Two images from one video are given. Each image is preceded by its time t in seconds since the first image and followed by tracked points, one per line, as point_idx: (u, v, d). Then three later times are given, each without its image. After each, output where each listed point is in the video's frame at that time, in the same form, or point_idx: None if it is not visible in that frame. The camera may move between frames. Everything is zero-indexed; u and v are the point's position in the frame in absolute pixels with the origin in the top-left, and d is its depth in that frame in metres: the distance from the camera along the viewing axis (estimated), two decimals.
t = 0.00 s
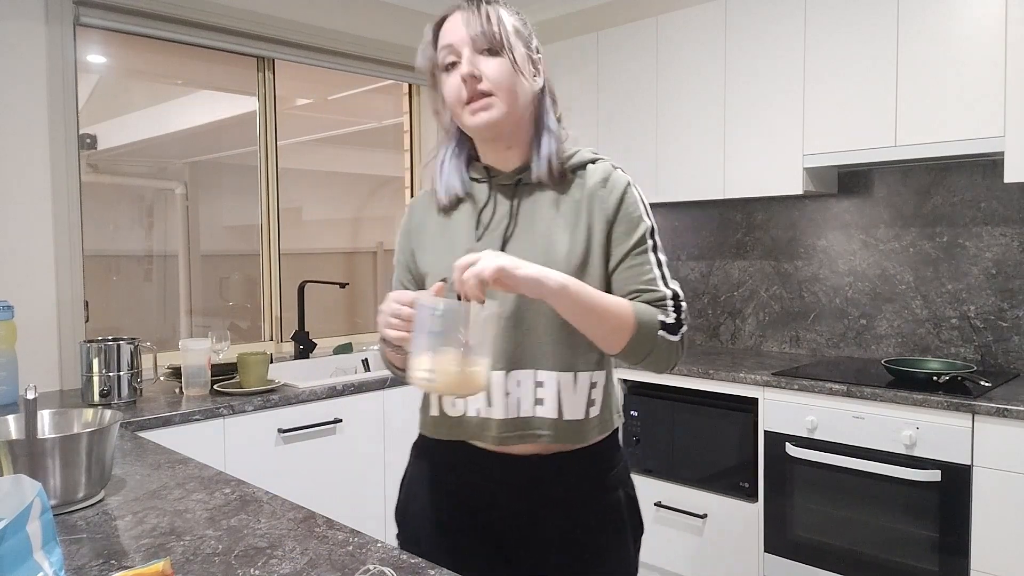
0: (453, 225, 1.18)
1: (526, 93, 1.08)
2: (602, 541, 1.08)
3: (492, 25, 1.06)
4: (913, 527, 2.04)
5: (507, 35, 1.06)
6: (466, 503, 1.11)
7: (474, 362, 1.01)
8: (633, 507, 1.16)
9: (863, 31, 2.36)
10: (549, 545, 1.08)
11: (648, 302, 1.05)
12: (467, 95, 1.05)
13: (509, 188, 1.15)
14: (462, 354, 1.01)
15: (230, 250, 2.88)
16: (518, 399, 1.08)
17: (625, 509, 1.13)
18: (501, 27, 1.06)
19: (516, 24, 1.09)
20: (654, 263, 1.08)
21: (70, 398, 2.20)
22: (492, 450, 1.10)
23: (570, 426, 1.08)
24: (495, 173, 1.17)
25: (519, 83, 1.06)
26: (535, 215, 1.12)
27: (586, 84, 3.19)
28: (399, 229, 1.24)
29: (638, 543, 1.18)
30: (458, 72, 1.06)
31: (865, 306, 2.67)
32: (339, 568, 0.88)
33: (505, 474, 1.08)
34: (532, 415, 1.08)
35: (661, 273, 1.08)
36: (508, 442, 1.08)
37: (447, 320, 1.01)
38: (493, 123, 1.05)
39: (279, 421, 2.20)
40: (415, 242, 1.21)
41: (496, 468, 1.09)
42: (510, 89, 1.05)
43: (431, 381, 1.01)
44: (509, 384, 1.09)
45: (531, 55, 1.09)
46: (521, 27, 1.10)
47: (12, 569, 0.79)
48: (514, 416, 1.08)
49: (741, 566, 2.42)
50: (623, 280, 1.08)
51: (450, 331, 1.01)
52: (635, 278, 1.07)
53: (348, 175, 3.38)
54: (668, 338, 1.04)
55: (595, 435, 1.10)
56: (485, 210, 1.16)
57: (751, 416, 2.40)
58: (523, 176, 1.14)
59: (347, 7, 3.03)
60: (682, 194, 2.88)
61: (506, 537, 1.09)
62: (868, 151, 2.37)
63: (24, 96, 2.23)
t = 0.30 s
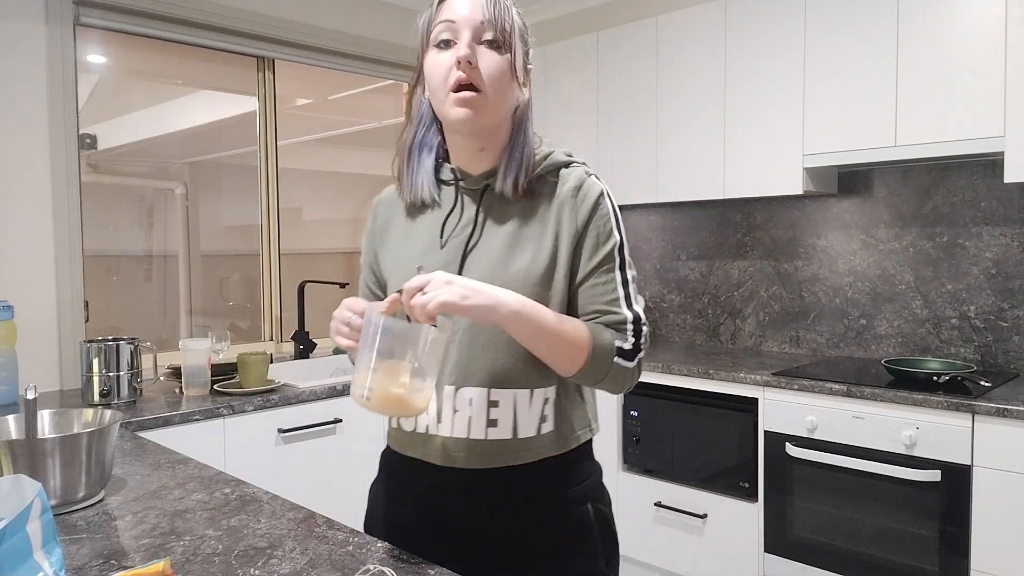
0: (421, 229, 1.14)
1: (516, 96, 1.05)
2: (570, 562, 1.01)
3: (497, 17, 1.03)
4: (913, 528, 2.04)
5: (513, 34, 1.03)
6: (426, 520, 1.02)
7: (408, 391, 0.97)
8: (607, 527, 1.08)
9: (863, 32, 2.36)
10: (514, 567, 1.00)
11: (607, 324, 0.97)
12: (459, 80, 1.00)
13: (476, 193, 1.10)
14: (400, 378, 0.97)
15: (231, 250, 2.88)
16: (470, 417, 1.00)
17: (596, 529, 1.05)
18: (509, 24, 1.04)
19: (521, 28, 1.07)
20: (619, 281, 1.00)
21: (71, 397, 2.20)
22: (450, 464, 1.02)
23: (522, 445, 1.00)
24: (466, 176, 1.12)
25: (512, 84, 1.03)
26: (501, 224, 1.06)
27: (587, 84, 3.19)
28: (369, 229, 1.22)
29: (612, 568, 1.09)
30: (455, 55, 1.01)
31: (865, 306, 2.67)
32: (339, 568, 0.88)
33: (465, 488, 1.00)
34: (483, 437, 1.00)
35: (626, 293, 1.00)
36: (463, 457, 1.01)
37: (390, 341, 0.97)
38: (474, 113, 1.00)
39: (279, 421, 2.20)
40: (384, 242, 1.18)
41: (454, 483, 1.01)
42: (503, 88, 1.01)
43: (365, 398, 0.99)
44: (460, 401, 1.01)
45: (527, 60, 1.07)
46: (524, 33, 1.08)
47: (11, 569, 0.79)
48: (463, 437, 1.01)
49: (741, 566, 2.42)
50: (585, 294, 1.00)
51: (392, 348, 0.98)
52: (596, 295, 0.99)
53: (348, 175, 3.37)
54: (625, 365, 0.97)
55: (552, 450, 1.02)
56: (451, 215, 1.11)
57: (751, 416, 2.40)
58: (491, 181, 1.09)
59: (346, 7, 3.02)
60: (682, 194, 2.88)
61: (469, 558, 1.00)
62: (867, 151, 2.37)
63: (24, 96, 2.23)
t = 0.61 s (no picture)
0: (410, 225, 1.14)
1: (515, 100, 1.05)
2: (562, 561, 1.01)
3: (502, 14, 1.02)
4: (913, 527, 2.04)
5: (521, 37, 1.03)
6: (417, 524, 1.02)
7: (400, 403, 0.92)
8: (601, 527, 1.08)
9: (863, 31, 2.36)
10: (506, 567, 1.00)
11: (598, 328, 0.98)
12: (461, 78, 0.99)
13: (467, 190, 1.10)
14: (391, 389, 0.92)
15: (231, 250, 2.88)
16: (460, 418, 1.01)
17: (589, 530, 1.05)
18: (518, 26, 1.03)
19: (529, 31, 1.06)
20: (610, 287, 1.00)
21: (71, 398, 2.20)
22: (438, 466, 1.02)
23: (510, 450, 1.00)
24: (458, 172, 1.12)
25: (511, 83, 1.02)
26: (491, 222, 1.06)
27: (587, 84, 3.19)
28: (358, 224, 1.23)
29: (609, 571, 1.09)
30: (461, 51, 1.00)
31: (865, 306, 2.67)
32: (339, 568, 0.88)
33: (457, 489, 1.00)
34: (472, 440, 1.00)
35: (618, 297, 1.01)
36: (453, 459, 1.01)
37: (376, 351, 0.93)
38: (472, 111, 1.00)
39: (279, 421, 2.20)
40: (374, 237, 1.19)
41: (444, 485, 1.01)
42: (504, 92, 1.01)
43: (359, 413, 0.95)
44: (450, 404, 1.02)
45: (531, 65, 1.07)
46: (531, 37, 1.08)
47: (11, 569, 0.79)
48: (452, 439, 1.01)
49: (741, 566, 2.42)
50: (577, 298, 1.01)
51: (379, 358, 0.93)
52: (587, 298, 1.00)
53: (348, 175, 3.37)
54: (614, 371, 0.97)
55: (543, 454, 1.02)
56: (442, 212, 1.11)
57: (751, 416, 2.40)
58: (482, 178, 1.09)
59: (346, 7, 3.02)
60: (682, 194, 2.88)
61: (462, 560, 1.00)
62: (868, 151, 2.37)
63: (24, 95, 2.23)
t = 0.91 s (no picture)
0: (409, 229, 1.15)
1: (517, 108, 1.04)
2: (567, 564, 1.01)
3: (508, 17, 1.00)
4: (913, 527, 2.04)
5: (531, 44, 1.02)
6: (421, 524, 1.02)
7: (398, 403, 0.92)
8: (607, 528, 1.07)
9: (864, 31, 2.36)
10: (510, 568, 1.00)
11: (599, 327, 0.98)
12: (460, 81, 0.98)
13: (466, 191, 1.10)
14: (389, 389, 0.92)
15: (231, 250, 2.88)
16: (462, 424, 1.00)
17: (593, 531, 1.04)
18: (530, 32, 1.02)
19: (541, 36, 1.05)
20: (610, 283, 0.99)
21: (71, 398, 2.20)
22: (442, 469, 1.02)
23: (516, 454, 0.99)
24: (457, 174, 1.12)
25: (514, 88, 1.01)
26: (490, 222, 1.07)
27: (587, 84, 3.19)
28: (358, 230, 1.23)
29: (616, 571, 1.08)
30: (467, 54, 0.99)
31: (864, 306, 2.67)
32: (339, 568, 0.88)
33: (458, 490, 1.00)
34: (477, 444, 1.00)
35: (618, 293, 0.99)
36: (455, 464, 1.00)
37: (373, 352, 0.93)
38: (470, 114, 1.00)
39: (279, 421, 2.20)
40: (375, 238, 1.19)
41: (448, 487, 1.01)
42: (506, 99, 1.01)
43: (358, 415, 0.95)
44: (453, 409, 1.01)
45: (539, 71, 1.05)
46: (545, 42, 1.06)
47: (11, 569, 0.79)
48: (454, 444, 1.00)
49: (741, 566, 2.42)
50: (578, 296, 1.00)
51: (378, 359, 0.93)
52: (588, 296, 0.99)
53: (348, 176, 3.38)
54: (615, 369, 0.96)
55: (546, 458, 1.01)
56: (441, 215, 1.12)
57: (751, 416, 2.40)
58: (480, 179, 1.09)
59: (346, 7, 3.02)
60: (682, 194, 2.88)
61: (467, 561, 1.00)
62: (868, 151, 2.37)
63: (25, 95, 2.23)
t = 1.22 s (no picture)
0: (412, 229, 1.15)
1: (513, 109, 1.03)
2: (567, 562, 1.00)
3: (497, 19, 0.99)
4: (913, 527, 2.04)
5: (521, 42, 1.00)
6: (420, 521, 1.02)
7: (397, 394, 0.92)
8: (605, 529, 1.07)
9: (864, 31, 2.36)
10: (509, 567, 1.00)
11: (601, 324, 0.97)
12: (453, 88, 0.98)
13: (468, 194, 1.10)
14: (387, 380, 0.92)
15: (231, 250, 2.88)
16: (467, 420, 1.01)
17: (592, 531, 1.04)
18: (518, 30, 1.01)
19: (532, 34, 1.03)
20: (612, 281, 0.99)
21: (70, 398, 2.20)
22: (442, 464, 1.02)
23: (520, 451, 0.99)
24: (458, 176, 1.13)
25: (509, 91, 1.01)
26: (491, 223, 1.07)
27: (587, 84, 3.19)
28: (362, 231, 1.23)
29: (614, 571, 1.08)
30: (456, 59, 0.99)
31: (864, 306, 2.67)
32: (339, 568, 0.88)
33: (459, 486, 1.00)
34: (483, 440, 1.00)
35: (620, 292, 0.99)
36: (459, 460, 1.00)
37: (372, 345, 0.93)
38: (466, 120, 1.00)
39: (279, 421, 2.20)
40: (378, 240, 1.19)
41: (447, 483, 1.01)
42: (500, 100, 1.00)
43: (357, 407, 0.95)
44: (458, 405, 1.02)
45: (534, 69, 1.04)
46: (536, 39, 1.04)
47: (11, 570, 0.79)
48: (460, 440, 1.00)
49: (741, 566, 2.42)
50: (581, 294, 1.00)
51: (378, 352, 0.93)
52: (589, 294, 0.99)
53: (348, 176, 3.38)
54: (617, 365, 0.96)
55: (549, 456, 1.01)
56: (444, 215, 1.12)
57: (751, 416, 2.40)
58: (483, 181, 1.09)
59: (346, 7, 3.02)
60: (682, 194, 2.88)
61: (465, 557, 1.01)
62: (868, 151, 2.37)
63: (24, 95, 2.23)
